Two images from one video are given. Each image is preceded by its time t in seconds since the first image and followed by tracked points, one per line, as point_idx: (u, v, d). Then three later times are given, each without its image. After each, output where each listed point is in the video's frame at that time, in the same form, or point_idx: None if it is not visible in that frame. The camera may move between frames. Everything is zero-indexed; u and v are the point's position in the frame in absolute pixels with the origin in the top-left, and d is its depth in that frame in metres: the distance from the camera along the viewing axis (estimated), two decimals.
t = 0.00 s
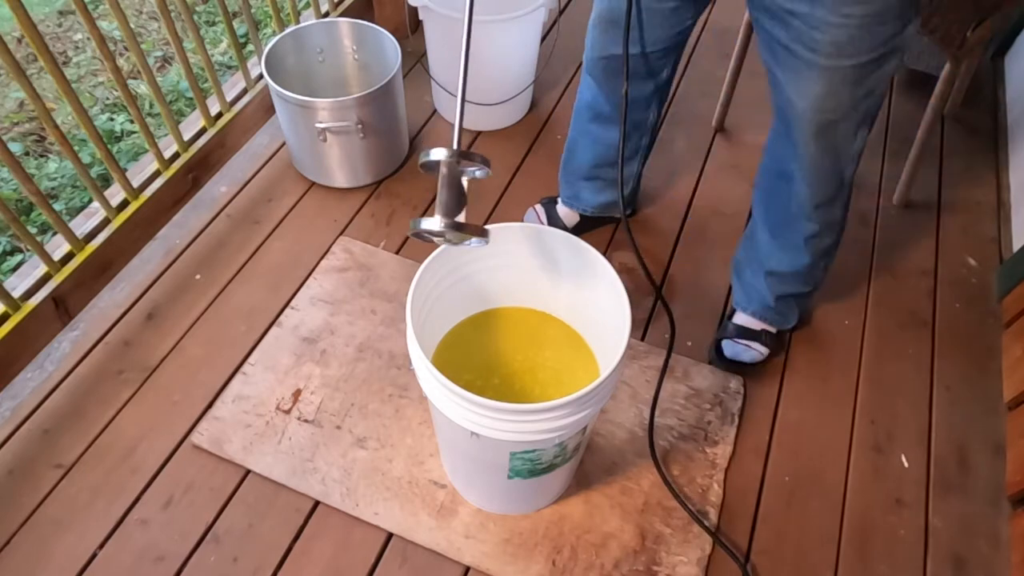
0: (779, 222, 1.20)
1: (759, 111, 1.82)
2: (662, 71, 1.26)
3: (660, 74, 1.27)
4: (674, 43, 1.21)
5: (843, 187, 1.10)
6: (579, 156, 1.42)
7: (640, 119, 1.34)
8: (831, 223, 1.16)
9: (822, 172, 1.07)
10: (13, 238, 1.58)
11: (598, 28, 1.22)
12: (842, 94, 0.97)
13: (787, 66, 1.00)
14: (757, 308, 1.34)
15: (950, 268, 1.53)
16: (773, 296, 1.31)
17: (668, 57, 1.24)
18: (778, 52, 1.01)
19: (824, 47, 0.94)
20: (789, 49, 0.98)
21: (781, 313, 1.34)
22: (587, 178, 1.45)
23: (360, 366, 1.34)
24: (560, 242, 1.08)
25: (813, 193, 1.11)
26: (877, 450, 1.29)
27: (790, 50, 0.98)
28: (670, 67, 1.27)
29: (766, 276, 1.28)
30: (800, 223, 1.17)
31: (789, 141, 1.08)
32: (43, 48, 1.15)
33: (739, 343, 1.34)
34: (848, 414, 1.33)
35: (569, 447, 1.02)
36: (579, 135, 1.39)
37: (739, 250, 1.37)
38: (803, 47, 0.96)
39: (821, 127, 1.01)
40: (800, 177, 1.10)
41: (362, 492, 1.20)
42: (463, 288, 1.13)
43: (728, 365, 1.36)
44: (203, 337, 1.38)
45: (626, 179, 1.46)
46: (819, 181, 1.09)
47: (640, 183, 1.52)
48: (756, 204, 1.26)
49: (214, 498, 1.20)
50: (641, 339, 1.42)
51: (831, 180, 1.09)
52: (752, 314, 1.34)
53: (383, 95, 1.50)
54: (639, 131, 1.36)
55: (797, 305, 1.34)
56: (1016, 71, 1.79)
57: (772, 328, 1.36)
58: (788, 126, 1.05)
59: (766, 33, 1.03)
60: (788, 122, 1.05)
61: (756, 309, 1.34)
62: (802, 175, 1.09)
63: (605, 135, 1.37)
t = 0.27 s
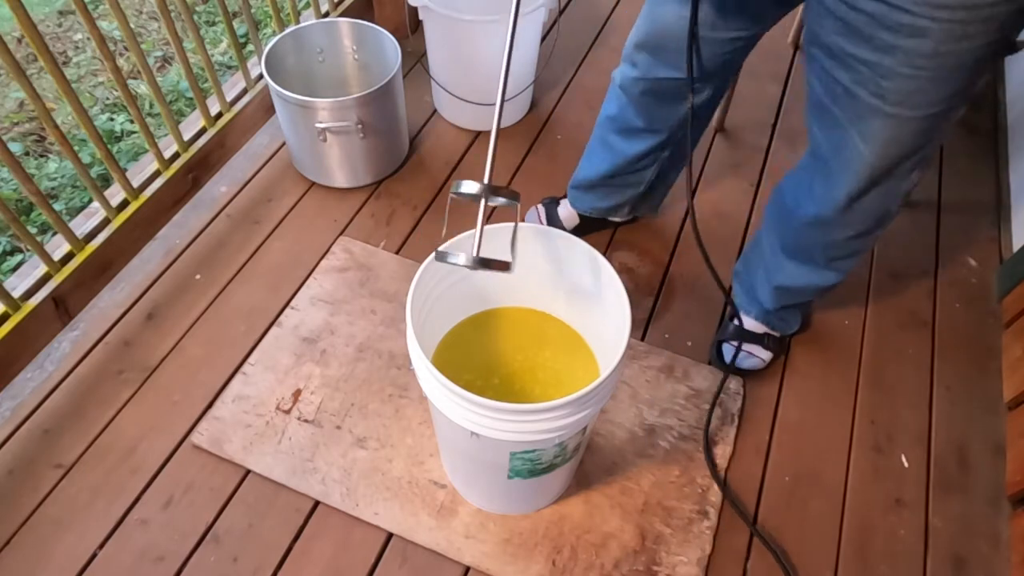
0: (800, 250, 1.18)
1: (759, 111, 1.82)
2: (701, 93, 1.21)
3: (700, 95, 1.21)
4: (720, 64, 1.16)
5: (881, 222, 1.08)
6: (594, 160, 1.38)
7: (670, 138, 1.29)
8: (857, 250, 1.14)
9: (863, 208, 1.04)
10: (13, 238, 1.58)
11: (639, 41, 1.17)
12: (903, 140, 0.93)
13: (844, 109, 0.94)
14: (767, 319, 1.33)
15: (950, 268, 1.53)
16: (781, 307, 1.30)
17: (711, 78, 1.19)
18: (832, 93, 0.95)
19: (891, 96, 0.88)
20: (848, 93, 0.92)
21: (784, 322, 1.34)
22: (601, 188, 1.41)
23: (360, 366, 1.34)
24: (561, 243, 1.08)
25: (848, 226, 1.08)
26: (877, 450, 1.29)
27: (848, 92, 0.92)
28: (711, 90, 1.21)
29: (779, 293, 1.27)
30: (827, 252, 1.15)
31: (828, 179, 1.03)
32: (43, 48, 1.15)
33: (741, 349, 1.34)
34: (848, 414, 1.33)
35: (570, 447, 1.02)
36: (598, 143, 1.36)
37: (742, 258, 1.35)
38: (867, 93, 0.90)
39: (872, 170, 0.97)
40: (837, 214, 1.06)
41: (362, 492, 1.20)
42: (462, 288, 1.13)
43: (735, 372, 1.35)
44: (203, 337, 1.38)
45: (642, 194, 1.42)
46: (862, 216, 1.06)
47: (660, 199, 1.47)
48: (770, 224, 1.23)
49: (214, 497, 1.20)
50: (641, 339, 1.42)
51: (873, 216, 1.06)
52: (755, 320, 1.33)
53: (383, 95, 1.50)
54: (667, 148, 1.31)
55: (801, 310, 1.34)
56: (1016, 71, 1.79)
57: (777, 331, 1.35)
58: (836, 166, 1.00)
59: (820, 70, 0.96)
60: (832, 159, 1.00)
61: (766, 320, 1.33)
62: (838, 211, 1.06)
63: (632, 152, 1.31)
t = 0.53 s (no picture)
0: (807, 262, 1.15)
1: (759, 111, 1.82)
2: (759, 133, 1.10)
3: (757, 135, 1.10)
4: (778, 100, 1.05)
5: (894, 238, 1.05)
6: (654, 224, 1.29)
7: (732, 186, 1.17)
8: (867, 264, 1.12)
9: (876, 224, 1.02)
10: (13, 238, 1.58)
11: (685, 83, 1.09)
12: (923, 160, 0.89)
13: (859, 128, 0.91)
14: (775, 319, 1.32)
15: (950, 268, 1.53)
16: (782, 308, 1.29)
17: (768, 118, 1.08)
18: (848, 112, 0.91)
19: (912, 118, 0.85)
20: (863, 112, 0.89)
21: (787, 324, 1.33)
22: (665, 249, 1.31)
23: (360, 366, 1.34)
24: (560, 242, 1.09)
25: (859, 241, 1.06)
26: (877, 450, 1.29)
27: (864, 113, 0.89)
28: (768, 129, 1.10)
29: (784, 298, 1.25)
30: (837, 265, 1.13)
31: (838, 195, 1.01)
32: (43, 48, 1.15)
33: (739, 349, 1.35)
34: (848, 414, 1.33)
35: (570, 447, 1.02)
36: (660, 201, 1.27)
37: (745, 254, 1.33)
38: (885, 114, 0.86)
39: (888, 188, 0.94)
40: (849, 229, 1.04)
41: (362, 492, 1.20)
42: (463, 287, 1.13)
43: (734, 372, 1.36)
44: (203, 337, 1.38)
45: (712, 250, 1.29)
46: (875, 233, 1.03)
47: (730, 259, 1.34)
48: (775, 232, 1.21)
49: (214, 497, 1.20)
50: (641, 340, 1.42)
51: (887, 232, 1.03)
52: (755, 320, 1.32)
53: (383, 95, 1.50)
54: (731, 198, 1.19)
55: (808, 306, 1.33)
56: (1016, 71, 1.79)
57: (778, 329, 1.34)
58: (850, 185, 0.97)
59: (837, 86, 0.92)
60: (843, 176, 0.98)
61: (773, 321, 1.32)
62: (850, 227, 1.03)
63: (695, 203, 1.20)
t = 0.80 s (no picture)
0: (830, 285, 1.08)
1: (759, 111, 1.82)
2: (747, 136, 1.11)
3: (745, 138, 1.11)
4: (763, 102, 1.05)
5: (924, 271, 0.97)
6: (656, 225, 1.29)
7: (722, 186, 1.18)
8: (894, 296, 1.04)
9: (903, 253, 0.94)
10: (13, 238, 1.58)
11: (672, 87, 1.09)
12: (958, 186, 0.82)
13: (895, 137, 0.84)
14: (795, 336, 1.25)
15: (950, 268, 1.53)
16: (806, 332, 1.22)
17: (752, 120, 1.08)
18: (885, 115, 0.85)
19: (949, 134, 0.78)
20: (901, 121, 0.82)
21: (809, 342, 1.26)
22: (665, 255, 1.31)
23: (360, 366, 1.34)
24: (560, 242, 1.09)
25: (882, 268, 0.99)
26: (877, 450, 1.29)
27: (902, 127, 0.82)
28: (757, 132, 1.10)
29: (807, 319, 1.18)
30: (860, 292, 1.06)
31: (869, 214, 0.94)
32: (43, 48, 1.15)
33: (759, 359, 1.33)
34: (848, 414, 1.33)
35: (570, 447, 1.02)
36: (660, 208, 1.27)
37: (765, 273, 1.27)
38: (922, 127, 0.79)
39: (923, 214, 0.87)
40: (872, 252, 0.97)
41: (362, 491, 1.20)
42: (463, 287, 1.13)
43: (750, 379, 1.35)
44: (203, 337, 1.38)
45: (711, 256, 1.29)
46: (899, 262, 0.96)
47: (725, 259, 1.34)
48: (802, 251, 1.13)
49: (214, 497, 1.20)
50: (641, 340, 1.42)
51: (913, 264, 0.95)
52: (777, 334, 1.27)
53: (383, 95, 1.50)
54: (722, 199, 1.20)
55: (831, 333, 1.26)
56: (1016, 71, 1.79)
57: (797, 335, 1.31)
58: (877, 204, 0.91)
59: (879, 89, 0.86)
60: (873, 192, 0.91)
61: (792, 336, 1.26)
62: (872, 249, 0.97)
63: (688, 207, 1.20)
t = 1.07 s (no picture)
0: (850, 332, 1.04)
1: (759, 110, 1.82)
2: (741, 139, 1.12)
3: (739, 141, 1.12)
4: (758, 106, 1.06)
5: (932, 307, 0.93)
6: (651, 227, 1.30)
7: (714, 188, 1.19)
8: (909, 343, 0.99)
9: (905, 289, 0.91)
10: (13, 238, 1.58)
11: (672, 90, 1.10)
12: (938, 202, 0.81)
13: (877, 160, 0.85)
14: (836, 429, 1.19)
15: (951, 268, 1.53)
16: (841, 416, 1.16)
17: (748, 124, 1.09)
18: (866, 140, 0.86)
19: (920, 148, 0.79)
20: (881, 141, 0.83)
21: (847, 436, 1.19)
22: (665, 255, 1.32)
23: (361, 365, 1.34)
24: (560, 243, 1.09)
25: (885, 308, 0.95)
26: (877, 451, 1.29)
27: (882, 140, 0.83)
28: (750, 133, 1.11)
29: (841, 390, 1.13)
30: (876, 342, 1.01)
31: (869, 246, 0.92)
32: (43, 48, 1.15)
33: (799, 459, 1.22)
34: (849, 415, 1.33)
35: (569, 447, 1.01)
36: (654, 209, 1.28)
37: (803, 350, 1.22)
38: (896, 140, 0.81)
39: (901, 237, 0.86)
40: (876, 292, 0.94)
41: (362, 491, 1.20)
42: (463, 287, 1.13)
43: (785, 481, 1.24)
44: (203, 337, 1.38)
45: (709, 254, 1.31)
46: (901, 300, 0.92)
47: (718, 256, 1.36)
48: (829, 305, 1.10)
49: (214, 497, 1.20)
50: (641, 340, 1.42)
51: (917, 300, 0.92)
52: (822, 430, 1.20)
53: (383, 95, 1.50)
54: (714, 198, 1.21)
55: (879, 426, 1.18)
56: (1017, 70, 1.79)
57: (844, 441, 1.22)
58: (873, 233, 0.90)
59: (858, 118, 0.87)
60: (868, 222, 0.90)
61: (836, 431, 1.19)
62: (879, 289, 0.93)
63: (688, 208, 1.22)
